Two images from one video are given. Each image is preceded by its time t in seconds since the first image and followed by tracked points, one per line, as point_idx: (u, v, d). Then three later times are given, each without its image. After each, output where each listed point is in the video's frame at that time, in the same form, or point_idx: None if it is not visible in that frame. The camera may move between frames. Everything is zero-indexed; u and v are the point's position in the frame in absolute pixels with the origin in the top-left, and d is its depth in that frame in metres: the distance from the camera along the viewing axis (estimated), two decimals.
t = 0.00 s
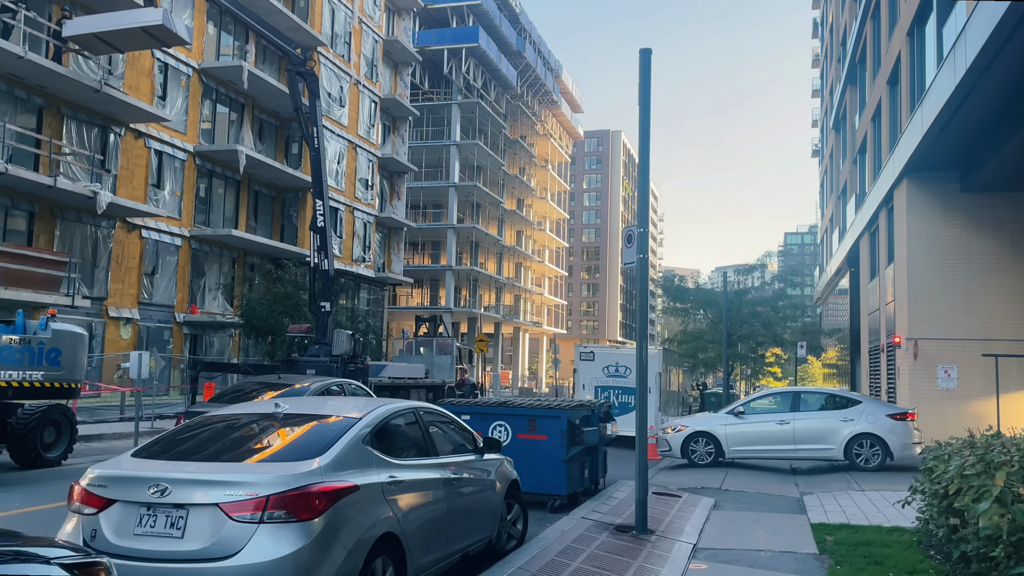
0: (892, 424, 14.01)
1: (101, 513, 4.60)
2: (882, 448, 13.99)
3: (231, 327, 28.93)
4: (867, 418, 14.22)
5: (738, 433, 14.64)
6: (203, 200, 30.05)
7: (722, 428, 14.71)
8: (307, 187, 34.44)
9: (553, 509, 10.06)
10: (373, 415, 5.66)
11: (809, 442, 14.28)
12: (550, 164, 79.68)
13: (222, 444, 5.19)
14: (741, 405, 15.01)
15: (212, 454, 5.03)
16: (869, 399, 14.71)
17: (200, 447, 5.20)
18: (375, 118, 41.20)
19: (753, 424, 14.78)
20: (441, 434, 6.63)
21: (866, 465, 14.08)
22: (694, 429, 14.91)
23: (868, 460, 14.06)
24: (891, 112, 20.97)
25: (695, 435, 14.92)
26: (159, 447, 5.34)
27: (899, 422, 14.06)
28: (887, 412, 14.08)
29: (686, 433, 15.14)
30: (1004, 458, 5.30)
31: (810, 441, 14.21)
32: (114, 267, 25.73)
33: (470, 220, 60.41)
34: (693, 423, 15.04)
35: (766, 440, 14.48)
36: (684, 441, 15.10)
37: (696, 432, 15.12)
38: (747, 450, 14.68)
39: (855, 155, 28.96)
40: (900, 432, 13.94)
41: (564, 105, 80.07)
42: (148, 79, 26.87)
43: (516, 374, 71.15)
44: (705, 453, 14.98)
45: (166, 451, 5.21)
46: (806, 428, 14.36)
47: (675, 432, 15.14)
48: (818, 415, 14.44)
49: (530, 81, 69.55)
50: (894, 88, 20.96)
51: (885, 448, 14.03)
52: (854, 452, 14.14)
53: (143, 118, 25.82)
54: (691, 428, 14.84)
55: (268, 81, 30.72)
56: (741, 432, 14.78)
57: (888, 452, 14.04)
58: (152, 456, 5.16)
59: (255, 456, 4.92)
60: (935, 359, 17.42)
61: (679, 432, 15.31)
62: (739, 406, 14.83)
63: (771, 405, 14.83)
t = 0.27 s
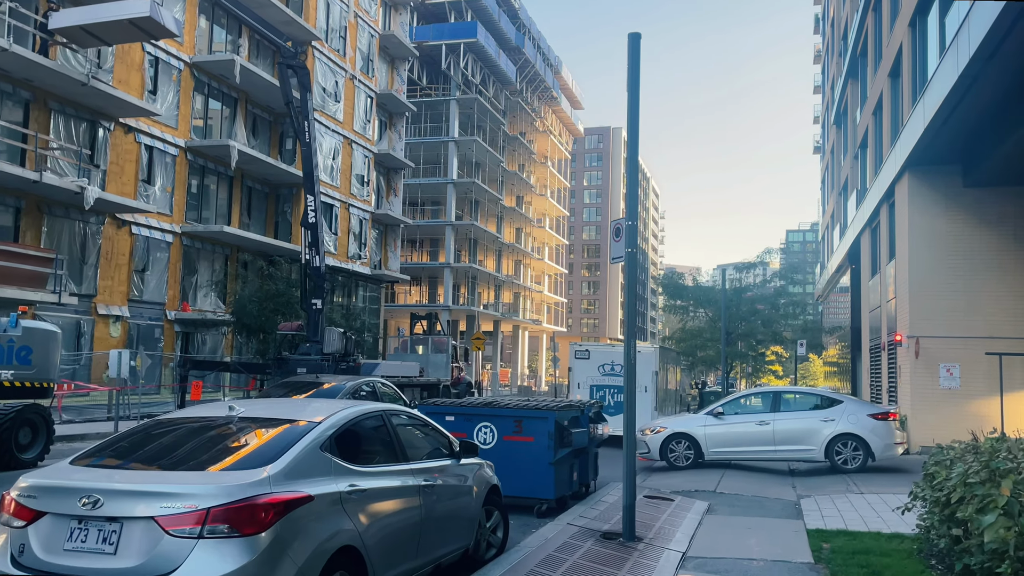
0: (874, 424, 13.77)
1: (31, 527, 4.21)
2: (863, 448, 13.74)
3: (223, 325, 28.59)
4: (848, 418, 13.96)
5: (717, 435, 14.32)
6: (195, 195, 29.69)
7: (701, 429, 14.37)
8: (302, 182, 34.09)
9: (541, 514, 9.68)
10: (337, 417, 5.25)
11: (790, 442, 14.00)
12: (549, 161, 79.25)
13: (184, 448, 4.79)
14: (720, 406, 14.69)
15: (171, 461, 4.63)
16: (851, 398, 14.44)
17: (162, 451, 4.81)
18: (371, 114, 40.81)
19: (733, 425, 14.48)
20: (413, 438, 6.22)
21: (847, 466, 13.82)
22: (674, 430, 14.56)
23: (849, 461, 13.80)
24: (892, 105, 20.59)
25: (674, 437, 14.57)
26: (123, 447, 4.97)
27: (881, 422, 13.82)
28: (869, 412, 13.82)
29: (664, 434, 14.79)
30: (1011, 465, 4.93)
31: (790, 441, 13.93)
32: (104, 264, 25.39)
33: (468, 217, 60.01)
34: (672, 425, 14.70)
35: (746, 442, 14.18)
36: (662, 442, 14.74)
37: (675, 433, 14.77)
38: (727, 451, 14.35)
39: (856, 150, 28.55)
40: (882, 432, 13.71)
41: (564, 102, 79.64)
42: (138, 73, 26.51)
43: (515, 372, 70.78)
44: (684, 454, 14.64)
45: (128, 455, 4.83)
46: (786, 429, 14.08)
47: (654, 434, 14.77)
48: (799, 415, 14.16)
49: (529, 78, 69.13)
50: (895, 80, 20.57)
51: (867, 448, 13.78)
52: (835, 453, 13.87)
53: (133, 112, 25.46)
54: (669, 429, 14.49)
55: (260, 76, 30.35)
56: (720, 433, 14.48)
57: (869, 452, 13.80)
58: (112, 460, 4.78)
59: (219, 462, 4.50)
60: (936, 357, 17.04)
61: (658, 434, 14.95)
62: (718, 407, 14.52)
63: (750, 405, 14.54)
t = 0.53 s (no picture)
0: (858, 425, 13.48)
1: None
2: (846, 450, 13.45)
3: (217, 322, 28.30)
4: (831, 419, 13.68)
5: (699, 436, 14.04)
6: (188, 191, 29.39)
7: (681, 431, 14.10)
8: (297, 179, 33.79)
9: (531, 516, 9.37)
10: (307, 418, 4.93)
11: (772, 444, 13.74)
12: (549, 158, 78.92)
13: (154, 448, 4.51)
14: (702, 406, 14.44)
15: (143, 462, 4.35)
16: (834, 398, 14.15)
17: (137, 449, 4.53)
18: (368, 109, 40.48)
19: (714, 427, 14.21)
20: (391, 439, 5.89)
21: (830, 469, 13.52)
22: (654, 431, 14.29)
23: (832, 463, 13.51)
24: (893, 99, 20.26)
25: (655, 438, 14.30)
26: (99, 441, 4.70)
27: (864, 422, 13.51)
28: (853, 413, 13.53)
29: (645, 435, 14.53)
30: None
31: (773, 443, 13.67)
32: (96, 260, 25.11)
33: (467, 214, 59.68)
34: (653, 426, 14.44)
35: (726, 443, 13.92)
36: (643, 444, 14.48)
37: (656, 434, 14.51)
38: (708, 453, 14.08)
39: (857, 146, 28.26)
40: (865, 433, 13.42)
41: (563, 99, 79.29)
42: (131, 67, 26.20)
43: (514, 370, 70.43)
44: (665, 456, 14.36)
45: (102, 451, 4.56)
46: (768, 430, 13.83)
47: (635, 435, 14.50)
48: (781, 416, 13.89)
49: (529, 74, 68.76)
50: (897, 73, 20.24)
51: (850, 449, 13.49)
52: (818, 454, 13.58)
53: (125, 106, 25.15)
54: (650, 430, 14.23)
55: (255, 71, 30.02)
56: (702, 434, 14.20)
57: (853, 454, 13.50)
58: (83, 456, 4.51)
59: (182, 468, 4.20)
60: (939, 355, 16.72)
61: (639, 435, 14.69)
62: (699, 408, 14.25)
63: (732, 406, 14.28)
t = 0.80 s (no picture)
0: (842, 430, 13.15)
1: None
2: (830, 455, 13.12)
3: (211, 321, 28.01)
4: (815, 423, 13.35)
5: (680, 440, 13.70)
6: (183, 188, 29.06)
7: (662, 434, 13.76)
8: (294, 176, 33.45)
9: (523, 523, 9.03)
10: (275, 424, 4.59)
11: (755, 449, 13.43)
12: (549, 156, 78.51)
13: (124, 455, 4.16)
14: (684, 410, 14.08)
15: (119, 468, 4.05)
16: (819, 401, 13.82)
17: (114, 451, 4.23)
18: (366, 106, 40.13)
19: (696, 430, 13.86)
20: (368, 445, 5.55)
21: (813, 475, 13.22)
22: (635, 434, 13.96)
23: (815, 469, 13.20)
24: (897, 94, 19.93)
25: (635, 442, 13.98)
26: (81, 439, 4.41)
27: (849, 428, 13.19)
28: (837, 418, 13.19)
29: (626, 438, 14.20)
30: None
31: (754, 448, 13.36)
32: (88, 258, 24.81)
33: (466, 212, 59.32)
34: (634, 428, 14.11)
35: (708, 448, 13.58)
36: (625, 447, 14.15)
37: (638, 437, 14.18)
38: (689, 457, 13.75)
39: (860, 143, 27.91)
40: (850, 439, 13.10)
41: (564, 97, 78.88)
42: (124, 62, 25.87)
43: (514, 369, 70.09)
44: (646, 460, 14.04)
45: (82, 449, 4.28)
46: (750, 435, 13.51)
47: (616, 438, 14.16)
48: (763, 420, 13.58)
49: (528, 72, 68.37)
50: (901, 68, 19.90)
51: (833, 455, 13.17)
52: (801, 460, 13.28)
53: (118, 102, 24.79)
54: (630, 433, 13.89)
55: (251, 66, 29.68)
56: (684, 438, 13.87)
57: (836, 460, 13.20)
58: (61, 456, 4.22)
59: (143, 481, 3.86)
60: (944, 355, 16.38)
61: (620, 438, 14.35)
62: (681, 411, 13.89)
63: (715, 409, 13.94)
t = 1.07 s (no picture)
0: (821, 432, 12.76)
1: None
2: (810, 459, 12.71)
3: (205, 320, 27.66)
4: (795, 426, 12.99)
5: (659, 442, 13.46)
6: (178, 186, 28.74)
7: (640, 436, 13.56)
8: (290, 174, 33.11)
9: (514, 529, 8.66)
10: (234, 428, 4.24)
11: (734, 451, 13.10)
12: (550, 155, 78.14)
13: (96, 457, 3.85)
14: (665, 411, 13.85)
15: (89, 469, 3.76)
16: (802, 404, 13.45)
17: (99, 447, 3.95)
18: (364, 104, 39.78)
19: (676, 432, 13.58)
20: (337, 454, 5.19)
21: (793, 478, 12.83)
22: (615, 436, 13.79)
23: (795, 472, 12.80)
24: (901, 89, 19.58)
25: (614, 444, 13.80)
26: (55, 438, 4.10)
27: (828, 430, 12.80)
28: (816, 420, 12.83)
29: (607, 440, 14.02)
30: None
31: (732, 450, 13.06)
32: (81, 256, 24.51)
33: (466, 211, 58.97)
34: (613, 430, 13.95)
35: (687, 450, 13.32)
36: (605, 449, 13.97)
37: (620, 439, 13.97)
38: (669, 460, 13.48)
39: (863, 140, 27.57)
40: (830, 441, 12.68)
41: (564, 96, 78.51)
42: (117, 58, 25.54)
43: (513, 369, 69.68)
44: (627, 462, 13.82)
45: (57, 446, 3.98)
46: (729, 437, 13.22)
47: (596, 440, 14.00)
48: (743, 422, 13.27)
49: (529, 70, 68.00)
50: (905, 63, 19.54)
51: (814, 458, 12.77)
52: (780, 463, 12.90)
53: (110, 98, 24.45)
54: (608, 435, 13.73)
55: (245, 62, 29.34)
56: (663, 440, 13.59)
57: (817, 463, 12.79)
58: (37, 451, 3.93)
59: (99, 490, 3.53)
60: (950, 356, 16.01)
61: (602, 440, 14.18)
62: (660, 413, 13.64)
63: (696, 410, 13.67)
